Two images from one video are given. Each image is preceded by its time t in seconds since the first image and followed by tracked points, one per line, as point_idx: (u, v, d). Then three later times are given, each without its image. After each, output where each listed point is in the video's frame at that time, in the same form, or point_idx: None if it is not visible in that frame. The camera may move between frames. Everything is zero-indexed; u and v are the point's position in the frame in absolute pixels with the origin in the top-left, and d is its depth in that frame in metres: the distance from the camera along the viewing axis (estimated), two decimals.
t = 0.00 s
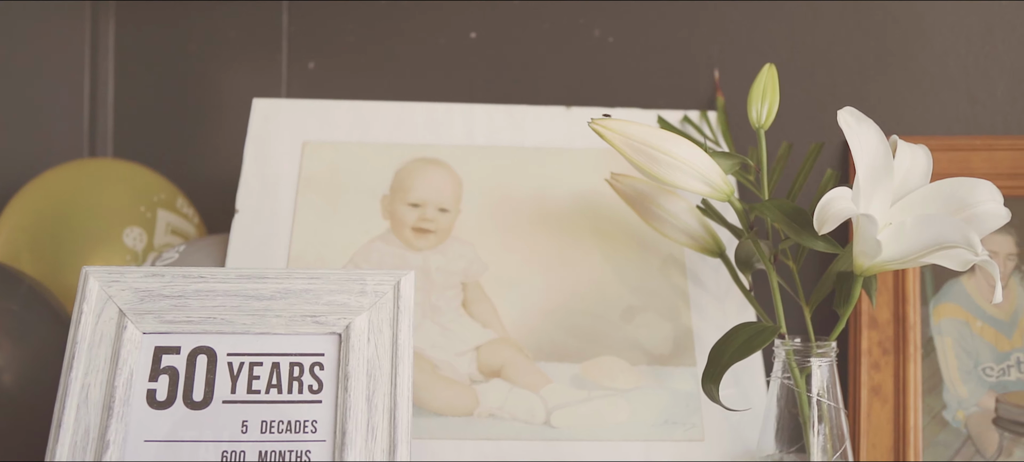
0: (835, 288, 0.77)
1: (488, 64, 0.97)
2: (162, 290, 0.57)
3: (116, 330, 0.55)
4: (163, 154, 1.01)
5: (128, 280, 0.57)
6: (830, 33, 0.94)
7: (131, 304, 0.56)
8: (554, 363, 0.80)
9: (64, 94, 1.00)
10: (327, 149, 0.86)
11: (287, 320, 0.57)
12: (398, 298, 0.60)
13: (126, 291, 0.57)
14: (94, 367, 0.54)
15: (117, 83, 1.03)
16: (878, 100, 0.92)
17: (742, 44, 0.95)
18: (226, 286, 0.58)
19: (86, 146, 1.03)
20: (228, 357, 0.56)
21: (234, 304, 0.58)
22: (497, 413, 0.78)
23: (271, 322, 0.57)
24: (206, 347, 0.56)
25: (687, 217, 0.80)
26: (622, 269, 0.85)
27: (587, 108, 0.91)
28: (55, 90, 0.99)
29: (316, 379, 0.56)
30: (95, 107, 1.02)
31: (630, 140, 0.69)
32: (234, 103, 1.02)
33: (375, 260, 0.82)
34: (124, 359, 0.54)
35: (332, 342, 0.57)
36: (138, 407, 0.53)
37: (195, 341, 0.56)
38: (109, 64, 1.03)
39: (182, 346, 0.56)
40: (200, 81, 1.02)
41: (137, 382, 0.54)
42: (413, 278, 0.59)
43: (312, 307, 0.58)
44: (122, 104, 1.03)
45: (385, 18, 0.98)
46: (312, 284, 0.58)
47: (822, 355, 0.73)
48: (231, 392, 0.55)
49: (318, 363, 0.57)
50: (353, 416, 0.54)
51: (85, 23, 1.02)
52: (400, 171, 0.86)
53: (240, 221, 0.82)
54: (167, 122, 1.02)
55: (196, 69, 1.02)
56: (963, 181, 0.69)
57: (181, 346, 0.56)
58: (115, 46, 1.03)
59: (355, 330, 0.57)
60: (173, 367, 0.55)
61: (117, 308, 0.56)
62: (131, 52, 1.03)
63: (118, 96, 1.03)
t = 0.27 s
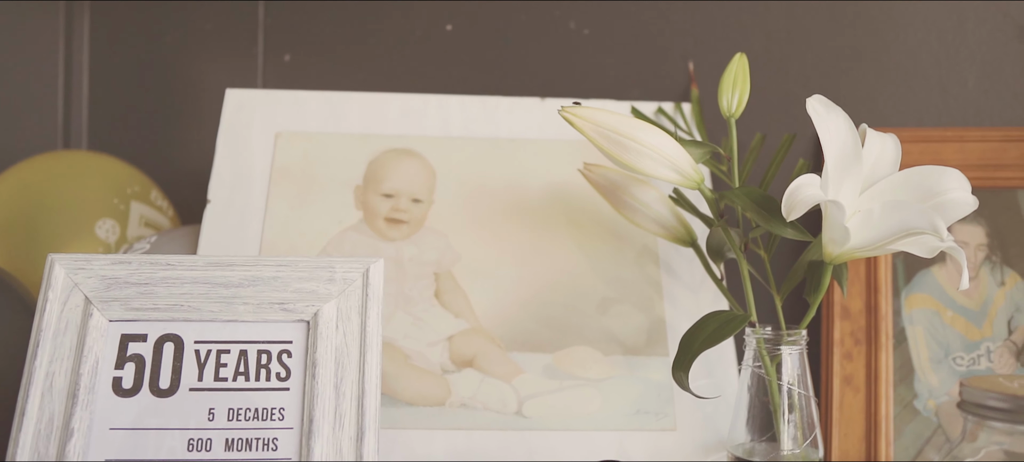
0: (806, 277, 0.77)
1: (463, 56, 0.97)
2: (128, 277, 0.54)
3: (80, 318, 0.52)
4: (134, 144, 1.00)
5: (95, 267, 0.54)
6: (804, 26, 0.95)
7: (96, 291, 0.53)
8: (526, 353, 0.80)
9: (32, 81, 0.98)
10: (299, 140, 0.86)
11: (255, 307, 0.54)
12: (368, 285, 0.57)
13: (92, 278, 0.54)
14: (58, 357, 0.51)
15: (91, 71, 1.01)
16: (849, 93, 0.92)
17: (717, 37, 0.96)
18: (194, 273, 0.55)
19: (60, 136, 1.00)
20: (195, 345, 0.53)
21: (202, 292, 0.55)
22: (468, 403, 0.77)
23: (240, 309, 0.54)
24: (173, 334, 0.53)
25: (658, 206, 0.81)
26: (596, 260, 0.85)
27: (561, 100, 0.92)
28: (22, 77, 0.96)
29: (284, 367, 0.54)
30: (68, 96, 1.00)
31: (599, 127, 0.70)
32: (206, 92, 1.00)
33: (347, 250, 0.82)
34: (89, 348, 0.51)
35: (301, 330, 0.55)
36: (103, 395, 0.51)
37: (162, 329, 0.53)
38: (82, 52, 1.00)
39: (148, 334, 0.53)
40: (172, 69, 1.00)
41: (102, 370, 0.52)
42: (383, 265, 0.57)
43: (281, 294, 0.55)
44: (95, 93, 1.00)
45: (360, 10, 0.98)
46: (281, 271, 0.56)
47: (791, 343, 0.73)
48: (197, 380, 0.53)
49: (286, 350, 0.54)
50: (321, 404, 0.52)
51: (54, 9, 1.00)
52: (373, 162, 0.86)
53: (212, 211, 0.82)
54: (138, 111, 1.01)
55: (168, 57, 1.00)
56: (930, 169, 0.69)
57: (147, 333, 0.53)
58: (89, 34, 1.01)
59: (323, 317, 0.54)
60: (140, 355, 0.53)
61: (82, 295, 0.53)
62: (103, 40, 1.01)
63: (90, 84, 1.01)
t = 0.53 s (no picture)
0: (774, 268, 0.77)
1: (436, 50, 0.97)
2: (92, 267, 0.52)
3: (43, 308, 0.50)
4: (104, 137, 0.99)
5: (58, 258, 0.52)
6: (775, 20, 0.95)
7: (60, 281, 0.51)
8: (495, 345, 0.80)
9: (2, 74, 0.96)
10: (270, 132, 0.86)
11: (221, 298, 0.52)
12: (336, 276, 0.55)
13: (56, 268, 0.51)
14: (19, 349, 0.49)
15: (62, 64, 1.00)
16: (819, 87, 0.93)
17: (689, 31, 0.96)
18: (159, 263, 0.52)
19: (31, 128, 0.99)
20: (160, 335, 0.51)
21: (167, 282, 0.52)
22: (437, 395, 0.77)
23: (205, 300, 0.52)
24: (137, 324, 0.51)
25: (629, 198, 0.81)
26: (568, 252, 0.85)
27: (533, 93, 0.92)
28: None
29: (250, 357, 0.51)
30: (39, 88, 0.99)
31: (566, 117, 0.70)
32: (178, 85, 1.00)
33: (317, 243, 0.81)
34: (51, 339, 0.49)
35: (267, 320, 0.52)
36: (65, 386, 0.49)
37: (127, 318, 0.51)
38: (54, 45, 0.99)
39: (113, 323, 0.51)
40: (145, 62, 1.00)
41: (64, 361, 0.49)
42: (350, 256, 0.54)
43: (246, 284, 0.52)
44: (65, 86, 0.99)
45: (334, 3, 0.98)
46: (247, 261, 0.53)
47: (760, 333, 0.73)
48: (162, 370, 0.50)
49: (251, 340, 0.52)
50: (286, 395, 0.49)
51: None
52: (344, 154, 0.86)
53: (181, 204, 0.82)
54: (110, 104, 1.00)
55: (140, 50, 1.00)
56: (896, 159, 0.69)
57: (112, 323, 0.51)
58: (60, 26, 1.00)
59: (289, 307, 0.52)
60: (104, 346, 0.50)
61: (45, 285, 0.51)
62: (75, 33, 1.00)
63: (61, 77, 1.00)
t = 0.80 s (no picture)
0: (741, 257, 0.78)
1: (409, 42, 0.98)
2: (55, 254, 0.51)
3: (4, 296, 0.49)
4: (76, 129, 0.99)
5: (19, 244, 0.51)
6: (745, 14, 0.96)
7: (21, 268, 0.50)
8: (465, 335, 0.80)
9: None
10: (240, 123, 0.86)
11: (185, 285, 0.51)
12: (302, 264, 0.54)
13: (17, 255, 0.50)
14: None
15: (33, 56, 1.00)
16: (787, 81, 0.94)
17: (660, 25, 0.97)
18: (123, 250, 0.51)
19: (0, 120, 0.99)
20: (124, 322, 0.50)
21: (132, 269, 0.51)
22: (406, 384, 0.77)
23: (169, 287, 0.51)
24: (100, 311, 0.50)
25: (597, 189, 0.80)
26: (538, 242, 0.85)
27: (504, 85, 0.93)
28: None
29: (214, 344, 0.50)
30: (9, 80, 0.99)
31: (533, 105, 0.70)
32: (150, 76, 1.00)
33: (286, 232, 0.82)
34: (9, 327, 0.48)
35: (232, 307, 0.51)
36: (27, 373, 0.48)
37: (90, 305, 0.50)
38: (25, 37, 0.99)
39: (76, 310, 0.50)
40: (117, 54, 0.99)
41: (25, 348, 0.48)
42: (317, 243, 0.53)
43: (212, 271, 0.51)
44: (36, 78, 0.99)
45: None
46: (213, 248, 0.52)
47: (726, 321, 0.74)
48: (126, 357, 0.49)
49: (217, 327, 0.51)
50: (250, 382, 0.49)
51: None
52: (314, 144, 0.86)
53: (150, 194, 0.82)
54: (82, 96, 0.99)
55: (113, 42, 0.99)
56: (860, 147, 0.69)
57: (75, 310, 0.50)
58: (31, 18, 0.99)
59: (254, 293, 0.51)
60: (66, 333, 0.49)
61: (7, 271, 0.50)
62: (46, 25, 0.99)
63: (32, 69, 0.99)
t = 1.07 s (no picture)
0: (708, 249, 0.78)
1: (381, 37, 0.98)
2: (17, 244, 0.50)
3: None
4: (47, 124, 0.98)
5: None
6: (715, 10, 0.97)
7: None
8: (433, 328, 0.80)
9: None
10: (209, 116, 0.86)
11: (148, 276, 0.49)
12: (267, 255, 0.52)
13: None
14: None
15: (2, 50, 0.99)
16: (756, 76, 0.95)
17: (630, 21, 0.98)
18: (87, 241, 0.50)
19: None
20: (87, 313, 0.49)
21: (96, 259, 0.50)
22: (375, 376, 0.77)
23: (132, 278, 0.49)
24: (63, 301, 0.49)
25: (566, 181, 0.79)
26: (508, 235, 0.86)
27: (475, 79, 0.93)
28: None
29: (178, 336, 0.49)
30: None
31: (501, 97, 0.69)
32: (121, 71, 0.99)
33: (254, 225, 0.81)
34: None
35: (195, 298, 0.50)
36: None
37: (54, 295, 0.49)
38: None
39: (39, 301, 0.49)
40: (88, 49, 0.99)
41: None
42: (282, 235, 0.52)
43: (176, 262, 0.50)
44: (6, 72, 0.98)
45: None
46: (177, 238, 0.51)
47: (693, 312, 0.74)
48: (88, 348, 0.48)
49: (180, 318, 0.50)
50: (213, 375, 0.48)
51: None
52: (284, 137, 0.86)
53: (119, 188, 0.81)
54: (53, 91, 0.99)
55: (84, 37, 0.99)
56: (826, 140, 0.68)
57: (37, 300, 0.49)
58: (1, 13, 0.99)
59: (218, 285, 0.49)
60: (29, 324, 0.49)
61: None
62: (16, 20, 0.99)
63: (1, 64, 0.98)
